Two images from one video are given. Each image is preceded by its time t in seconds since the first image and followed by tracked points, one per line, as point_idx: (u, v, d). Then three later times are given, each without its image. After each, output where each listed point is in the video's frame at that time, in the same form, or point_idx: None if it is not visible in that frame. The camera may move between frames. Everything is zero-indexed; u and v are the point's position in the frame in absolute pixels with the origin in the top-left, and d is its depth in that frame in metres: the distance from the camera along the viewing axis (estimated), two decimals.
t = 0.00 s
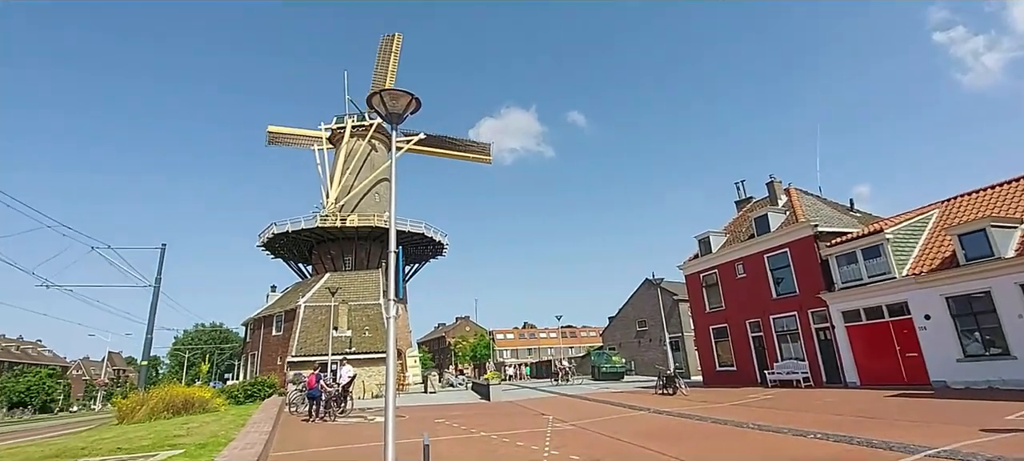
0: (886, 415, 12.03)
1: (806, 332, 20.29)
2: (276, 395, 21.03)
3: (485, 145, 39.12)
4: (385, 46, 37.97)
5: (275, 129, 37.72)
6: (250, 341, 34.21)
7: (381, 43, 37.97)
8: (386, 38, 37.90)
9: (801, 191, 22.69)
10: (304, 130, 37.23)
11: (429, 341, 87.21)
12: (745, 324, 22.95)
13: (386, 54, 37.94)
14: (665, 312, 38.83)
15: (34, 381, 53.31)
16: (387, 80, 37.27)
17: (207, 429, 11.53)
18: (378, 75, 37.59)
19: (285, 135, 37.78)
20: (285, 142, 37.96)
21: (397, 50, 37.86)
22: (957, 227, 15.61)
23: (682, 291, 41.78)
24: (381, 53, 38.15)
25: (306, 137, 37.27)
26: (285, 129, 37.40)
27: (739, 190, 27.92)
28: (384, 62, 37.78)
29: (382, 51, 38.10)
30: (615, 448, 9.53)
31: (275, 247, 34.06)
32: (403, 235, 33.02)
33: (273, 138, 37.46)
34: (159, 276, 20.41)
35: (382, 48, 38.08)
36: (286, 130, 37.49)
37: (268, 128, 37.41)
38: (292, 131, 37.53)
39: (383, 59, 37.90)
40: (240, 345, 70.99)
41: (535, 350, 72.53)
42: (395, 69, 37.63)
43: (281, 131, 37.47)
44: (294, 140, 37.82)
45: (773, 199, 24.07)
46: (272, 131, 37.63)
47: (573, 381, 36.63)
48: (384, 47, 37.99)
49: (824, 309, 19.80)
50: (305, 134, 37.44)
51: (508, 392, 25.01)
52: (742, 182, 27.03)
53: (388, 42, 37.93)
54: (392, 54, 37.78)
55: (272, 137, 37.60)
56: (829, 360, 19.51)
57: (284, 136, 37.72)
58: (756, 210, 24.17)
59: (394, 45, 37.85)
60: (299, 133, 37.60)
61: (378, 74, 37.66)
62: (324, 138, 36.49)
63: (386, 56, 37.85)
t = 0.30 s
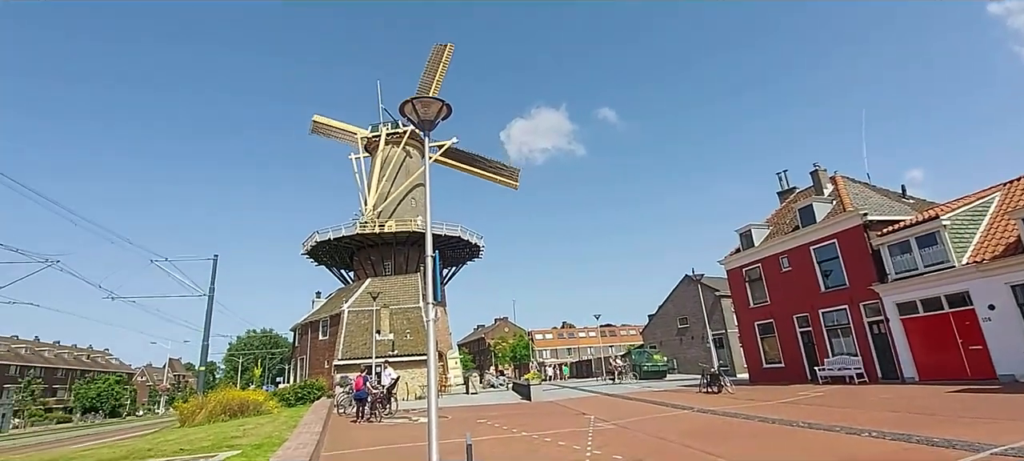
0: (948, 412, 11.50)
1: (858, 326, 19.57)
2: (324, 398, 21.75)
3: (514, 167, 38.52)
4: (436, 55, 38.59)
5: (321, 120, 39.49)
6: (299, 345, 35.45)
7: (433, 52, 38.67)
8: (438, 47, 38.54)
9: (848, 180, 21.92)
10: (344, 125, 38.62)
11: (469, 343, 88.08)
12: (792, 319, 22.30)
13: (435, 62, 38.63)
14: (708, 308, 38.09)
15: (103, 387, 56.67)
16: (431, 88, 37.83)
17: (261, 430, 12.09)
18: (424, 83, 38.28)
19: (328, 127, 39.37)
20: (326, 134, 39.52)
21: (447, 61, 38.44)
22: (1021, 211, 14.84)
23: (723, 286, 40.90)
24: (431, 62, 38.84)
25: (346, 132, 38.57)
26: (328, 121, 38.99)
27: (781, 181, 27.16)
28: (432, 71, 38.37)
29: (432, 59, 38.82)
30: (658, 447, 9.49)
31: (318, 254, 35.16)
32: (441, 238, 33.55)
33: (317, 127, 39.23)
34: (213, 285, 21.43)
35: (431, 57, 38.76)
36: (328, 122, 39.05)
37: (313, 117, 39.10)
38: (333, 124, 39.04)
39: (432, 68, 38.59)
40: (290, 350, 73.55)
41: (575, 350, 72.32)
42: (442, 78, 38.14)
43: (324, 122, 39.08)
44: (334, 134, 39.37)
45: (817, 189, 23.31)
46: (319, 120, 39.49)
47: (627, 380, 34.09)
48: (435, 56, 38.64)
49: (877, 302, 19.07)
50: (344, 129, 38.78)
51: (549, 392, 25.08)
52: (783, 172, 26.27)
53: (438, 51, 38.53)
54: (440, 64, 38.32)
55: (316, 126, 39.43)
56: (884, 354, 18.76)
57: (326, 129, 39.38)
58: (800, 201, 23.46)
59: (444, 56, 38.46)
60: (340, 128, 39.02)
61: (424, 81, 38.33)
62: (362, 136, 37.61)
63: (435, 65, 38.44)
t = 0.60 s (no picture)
0: (971, 415, 11.27)
1: (879, 326, 19.24)
2: (341, 397, 21.97)
3: (520, 188, 38.48)
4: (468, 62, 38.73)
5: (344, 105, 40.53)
6: (315, 345, 35.84)
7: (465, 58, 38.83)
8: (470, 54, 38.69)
9: (867, 178, 21.58)
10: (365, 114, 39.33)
11: (483, 343, 88.20)
12: (810, 320, 21.99)
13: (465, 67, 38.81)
14: (724, 309, 37.72)
15: (126, 385, 57.83)
16: (456, 92, 38.01)
17: (280, 429, 12.26)
18: (450, 86, 38.51)
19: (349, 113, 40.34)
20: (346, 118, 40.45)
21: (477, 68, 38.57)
22: None
23: (739, 286, 40.45)
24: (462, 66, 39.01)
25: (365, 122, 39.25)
26: (351, 106, 39.71)
27: (798, 180, 26.80)
28: (461, 77, 38.52)
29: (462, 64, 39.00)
30: (675, 449, 9.42)
31: (334, 254, 35.49)
32: (455, 238, 33.66)
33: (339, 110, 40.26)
34: (232, 285, 21.76)
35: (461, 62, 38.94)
36: (351, 107, 39.77)
37: (338, 100, 40.13)
38: (355, 111, 39.74)
39: (461, 73, 38.74)
40: (307, 349, 74.34)
41: (589, 350, 72.06)
42: (468, 85, 38.24)
43: (348, 107, 39.80)
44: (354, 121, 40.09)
45: (836, 188, 22.97)
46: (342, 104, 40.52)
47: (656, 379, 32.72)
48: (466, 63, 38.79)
49: (898, 302, 18.72)
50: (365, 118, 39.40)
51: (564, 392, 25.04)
52: (800, 171, 25.92)
53: (469, 57, 38.70)
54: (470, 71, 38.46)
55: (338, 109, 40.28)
56: (905, 356, 18.43)
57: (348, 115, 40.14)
58: (817, 200, 23.14)
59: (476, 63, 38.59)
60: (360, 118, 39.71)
61: (451, 85, 38.59)
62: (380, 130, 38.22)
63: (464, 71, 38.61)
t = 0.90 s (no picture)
0: (976, 416, 11.18)
1: (883, 327, 19.14)
2: (343, 397, 21.92)
3: (515, 207, 38.77)
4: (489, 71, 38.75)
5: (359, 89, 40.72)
6: (318, 345, 35.88)
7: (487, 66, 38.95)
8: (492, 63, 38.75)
9: (871, 178, 21.47)
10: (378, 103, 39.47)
11: (486, 343, 88.16)
12: (814, 320, 21.90)
13: (483, 74, 38.82)
14: (727, 309, 37.68)
15: (129, 384, 57.94)
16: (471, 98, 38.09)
17: (283, 428, 12.25)
18: (466, 91, 38.59)
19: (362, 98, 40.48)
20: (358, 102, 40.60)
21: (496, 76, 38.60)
22: None
23: (742, 286, 40.35)
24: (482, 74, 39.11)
25: (377, 111, 39.43)
26: (367, 92, 39.81)
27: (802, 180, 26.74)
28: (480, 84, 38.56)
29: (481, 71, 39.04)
30: (678, 450, 9.37)
31: (336, 254, 35.50)
32: (457, 238, 33.64)
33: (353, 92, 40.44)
34: (235, 285, 21.76)
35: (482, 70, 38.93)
36: (366, 93, 39.88)
37: (354, 82, 40.38)
38: (369, 98, 39.88)
39: (479, 80, 38.79)
40: (309, 349, 74.42)
41: (592, 350, 72.01)
42: (483, 93, 38.26)
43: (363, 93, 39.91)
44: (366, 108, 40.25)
45: (840, 188, 22.87)
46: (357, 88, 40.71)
47: (678, 381, 32.69)
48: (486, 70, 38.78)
49: (902, 303, 18.62)
50: (376, 108, 39.57)
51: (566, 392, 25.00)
52: (804, 171, 25.81)
53: (490, 66, 38.74)
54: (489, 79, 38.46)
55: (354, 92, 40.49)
56: (909, 357, 18.33)
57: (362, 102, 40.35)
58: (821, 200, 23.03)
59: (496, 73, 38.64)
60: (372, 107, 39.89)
61: (467, 89, 38.65)
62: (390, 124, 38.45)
63: (484, 79, 38.61)
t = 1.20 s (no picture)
0: (965, 414, 11.29)
1: (875, 327, 19.29)
2: (337, 397, 21.86)
3: (496, 225, 39.51)
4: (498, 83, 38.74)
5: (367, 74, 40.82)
6: (312, 345, 35.78)
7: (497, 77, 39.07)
8: (502, 75, 38.78)
9: (863, 179, 21.65)
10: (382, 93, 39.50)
11: (480, 343, 88.08)
12: (806, 320, 22.04)
13: (489, 84, 38.77)
14: (720, 309, 37.88)
15: (121, 385, 57.48)
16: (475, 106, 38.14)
17: (277, 428, 12.22)
18: (471, 98, 38.65)
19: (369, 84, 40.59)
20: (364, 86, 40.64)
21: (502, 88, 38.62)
22: None
23: (736, 286, 40.55)
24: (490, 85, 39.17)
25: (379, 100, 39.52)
26: (374, 78, 39.87)
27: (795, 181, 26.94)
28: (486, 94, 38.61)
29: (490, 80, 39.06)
30: (672, 448, 9.41)
31: (330, 253, 35.39)
32: (452, 238, 33.62)
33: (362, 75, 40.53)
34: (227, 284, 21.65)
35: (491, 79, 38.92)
36: (372, 80, 39.93)
37: (365, 66, 40.51)
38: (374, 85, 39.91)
39: (486, 90, 38.81)
40: (303, 349, 74.16)
41: (586, 350, 72.06)
42: (485, 105, 38.27)
43: (370, 78, 39.92)
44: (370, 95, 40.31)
45: (832, 188, 23.04)
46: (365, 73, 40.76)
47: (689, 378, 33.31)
48: (494, 81, 38.80)
49: (893, 303, 18.78)
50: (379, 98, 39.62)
51: (561, 392, 25.03)
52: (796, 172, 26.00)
53: (499, 76, 38.75)
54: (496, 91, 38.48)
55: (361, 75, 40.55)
56: (901, 356, 18.48)
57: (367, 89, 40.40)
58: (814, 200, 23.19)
59: (505, 87, 38.71)
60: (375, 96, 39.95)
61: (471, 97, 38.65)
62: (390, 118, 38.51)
63: (491, 89, 38.58)
